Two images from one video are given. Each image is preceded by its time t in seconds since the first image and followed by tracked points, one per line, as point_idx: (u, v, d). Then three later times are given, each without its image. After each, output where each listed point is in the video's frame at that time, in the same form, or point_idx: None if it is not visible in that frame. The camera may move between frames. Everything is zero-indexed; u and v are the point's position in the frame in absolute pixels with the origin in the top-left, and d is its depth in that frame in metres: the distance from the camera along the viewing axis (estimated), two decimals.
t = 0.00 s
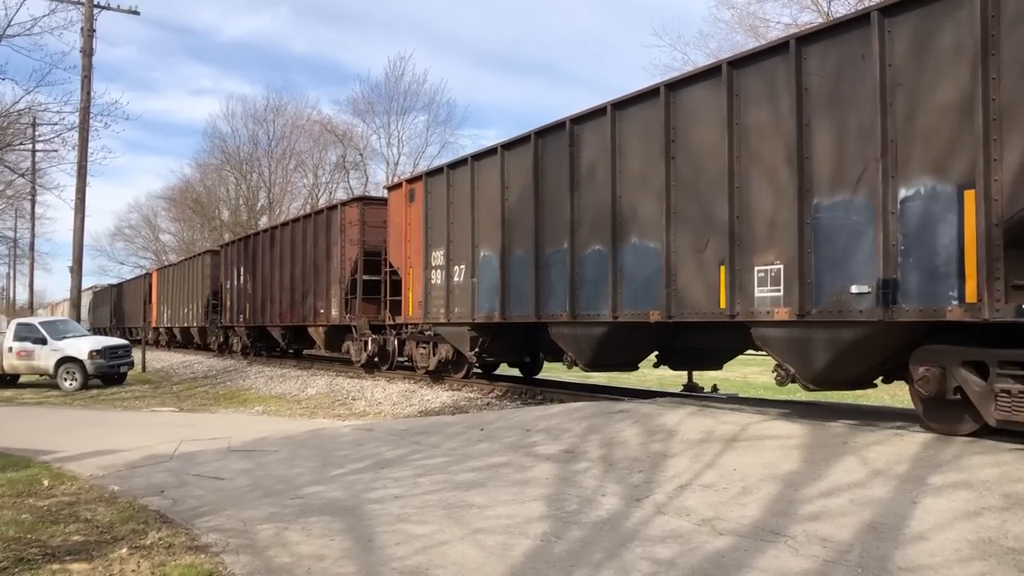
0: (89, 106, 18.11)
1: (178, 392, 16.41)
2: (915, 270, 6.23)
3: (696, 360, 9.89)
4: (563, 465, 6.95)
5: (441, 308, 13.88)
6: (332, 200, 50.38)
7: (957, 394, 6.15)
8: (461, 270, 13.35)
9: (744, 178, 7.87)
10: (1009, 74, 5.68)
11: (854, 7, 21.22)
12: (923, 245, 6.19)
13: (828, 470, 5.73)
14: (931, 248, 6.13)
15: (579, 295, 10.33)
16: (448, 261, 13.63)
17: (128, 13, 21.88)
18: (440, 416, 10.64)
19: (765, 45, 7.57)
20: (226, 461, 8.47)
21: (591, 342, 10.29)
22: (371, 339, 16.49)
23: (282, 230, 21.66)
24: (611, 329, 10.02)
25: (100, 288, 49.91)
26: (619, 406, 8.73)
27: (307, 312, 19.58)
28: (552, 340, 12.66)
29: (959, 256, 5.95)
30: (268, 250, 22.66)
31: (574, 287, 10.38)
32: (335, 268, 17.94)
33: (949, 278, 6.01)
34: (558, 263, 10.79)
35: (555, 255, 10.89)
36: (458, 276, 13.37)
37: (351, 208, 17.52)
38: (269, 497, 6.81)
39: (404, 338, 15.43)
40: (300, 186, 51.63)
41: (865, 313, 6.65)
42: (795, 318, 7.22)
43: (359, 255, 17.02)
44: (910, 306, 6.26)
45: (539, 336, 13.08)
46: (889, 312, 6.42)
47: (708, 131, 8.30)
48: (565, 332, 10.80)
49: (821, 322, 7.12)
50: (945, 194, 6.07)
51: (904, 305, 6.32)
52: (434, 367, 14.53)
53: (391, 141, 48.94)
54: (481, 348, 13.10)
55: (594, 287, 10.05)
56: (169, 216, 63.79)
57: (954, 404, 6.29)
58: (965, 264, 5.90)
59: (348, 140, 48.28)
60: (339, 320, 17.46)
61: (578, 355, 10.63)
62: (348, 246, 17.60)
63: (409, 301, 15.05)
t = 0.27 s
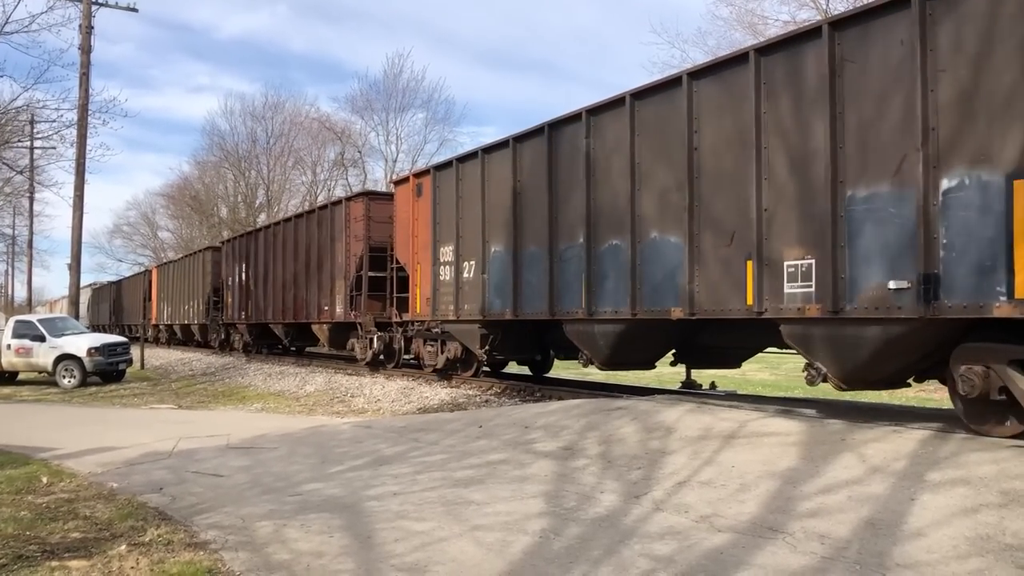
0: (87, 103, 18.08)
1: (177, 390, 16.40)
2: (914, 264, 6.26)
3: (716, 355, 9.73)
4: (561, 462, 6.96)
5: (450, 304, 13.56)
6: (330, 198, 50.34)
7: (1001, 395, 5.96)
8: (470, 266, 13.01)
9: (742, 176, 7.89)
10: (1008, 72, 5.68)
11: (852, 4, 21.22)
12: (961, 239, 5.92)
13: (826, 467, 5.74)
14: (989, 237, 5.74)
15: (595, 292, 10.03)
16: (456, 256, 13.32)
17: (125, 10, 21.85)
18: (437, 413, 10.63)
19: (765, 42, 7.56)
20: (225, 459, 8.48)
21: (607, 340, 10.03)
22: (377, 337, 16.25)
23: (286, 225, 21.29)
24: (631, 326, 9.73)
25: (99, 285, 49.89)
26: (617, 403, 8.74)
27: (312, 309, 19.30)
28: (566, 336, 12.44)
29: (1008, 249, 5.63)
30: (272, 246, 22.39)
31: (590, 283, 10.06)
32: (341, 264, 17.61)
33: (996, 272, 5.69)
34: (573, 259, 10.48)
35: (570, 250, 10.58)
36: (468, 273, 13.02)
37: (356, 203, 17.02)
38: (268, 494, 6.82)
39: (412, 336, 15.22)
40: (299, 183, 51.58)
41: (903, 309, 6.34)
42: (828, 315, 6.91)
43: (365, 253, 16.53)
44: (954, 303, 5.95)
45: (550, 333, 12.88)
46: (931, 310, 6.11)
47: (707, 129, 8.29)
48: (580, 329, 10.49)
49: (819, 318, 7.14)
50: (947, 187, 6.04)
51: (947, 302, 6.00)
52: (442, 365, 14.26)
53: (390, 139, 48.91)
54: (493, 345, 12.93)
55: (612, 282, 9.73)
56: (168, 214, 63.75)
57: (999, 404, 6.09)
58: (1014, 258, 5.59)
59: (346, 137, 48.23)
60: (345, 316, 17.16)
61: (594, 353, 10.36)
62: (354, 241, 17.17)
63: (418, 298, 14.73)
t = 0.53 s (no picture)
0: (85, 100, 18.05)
1: (175, 387, 16.39)
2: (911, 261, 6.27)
3: (738, 354, 9.39)
4: (560, 459, 6.96)
5: (460, 301, 13.29)
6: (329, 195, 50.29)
7: None
8: (481, 262, 12.72)
9: (741, 174, 7.88)
10: (1007, 73, 5.67)
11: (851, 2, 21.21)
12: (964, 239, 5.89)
13: (825, 464, 5.74)
14: None
15: (612, 288, 9.71)
16: (467, 252, 13.04)
17: (124, 7, 21.84)
18: (436, 410, 10.63)
19: (764, 40, 7.54)
20: (223, 456, 8.47)
21: (626, 337, 9.68)
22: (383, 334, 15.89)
23: (288, 221, 21.12)
24: (650, 324, 9.40)
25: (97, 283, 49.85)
26: (616, 401, 8.74)
27: (314, 306, 19.08)
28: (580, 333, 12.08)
29: None
30: (274, 243, 22.25)
31: (607, 280, 9.73)
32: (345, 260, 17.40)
33: None
34: (589, 254, 10.12)
35: (585, 245, 10.22)
36: (479, 269, 12.74)
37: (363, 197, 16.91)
38: (267, 492, 6.81)
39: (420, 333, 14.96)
40: (297, 181, 51.53)
41: (945, 306, 6.01)
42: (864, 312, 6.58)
43: (371, 248, 16.22)
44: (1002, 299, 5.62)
45: (564, 330, 12.57)
46: (977, 306, 5.77)
47: (720, 123, 8.13)
48: (598, 327, 10.14)
49: (817, 315, 7.15)
50: (946, 185, 6.03)
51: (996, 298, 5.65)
52: (450, 363, 14.20)
53: (389, 136, 48.86)
54: (504, 343, 12.66)
55: (631, 277, 9.36)
56: (166, 212, 63.70)
57: None
58: None
59: (344, 135, 48.17)
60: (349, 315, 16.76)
61: (611, 351, 10.02)
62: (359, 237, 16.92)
63: (426, 295, 14.49)
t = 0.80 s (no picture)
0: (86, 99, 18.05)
1: (176, 386, 16.39)
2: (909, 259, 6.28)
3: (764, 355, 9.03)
4: (560, 458, 6.96)
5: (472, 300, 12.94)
6: (329, 194, 50.29)
7: None
8: (493, 259, 12.34)
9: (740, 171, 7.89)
10: (1007, 71, 5.67)
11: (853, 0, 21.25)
12: (962, 238, 5.92)
13: (825, 463, 5.74)
14: None
15: (632, 286, 9.36)
16: (479, 250, 12.68)
17: (124, 6, 21.81)
18: (436, 409, 10.63)
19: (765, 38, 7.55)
20: (224, 455, 8.47)
21: (648, 338, 9.31)
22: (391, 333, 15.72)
23: (292, 218, 20.84)
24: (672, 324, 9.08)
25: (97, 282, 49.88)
26: (617, 400, 8.74)
27: (321, 305, 18.80)
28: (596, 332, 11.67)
29: None
30: (277, 241, 22.06)
31: (626, 278, 9.37)
32: (352, 258, 17.10)
33: None
34: (608, 252, 9.79)
35: (604, 242, 9.89)
36: (491, 267, 12.38)
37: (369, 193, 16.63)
38: (268, 490, 6.82)
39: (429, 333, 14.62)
40: (297, 180, 51.53)
41: (996, 303, 5.72)
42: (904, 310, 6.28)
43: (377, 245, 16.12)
44: None
45: (579, 328, 12.15)
46: None
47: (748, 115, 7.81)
48: (617, 326, 9.79)
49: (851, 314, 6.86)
50: (969, 180, 5.88)
51: None
52: (461, 364, 13.88)
53: (389, 135, 48.82)
54: (517, 343, 12.25)
55: (653, 275, 9.04)
56: (166, 211, 63.72)
57: None
58: None
59: (345, 134, 48.18)
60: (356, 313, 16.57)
61: (631, 351, 9.68)
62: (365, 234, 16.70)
63: (436, 293, 14.18)
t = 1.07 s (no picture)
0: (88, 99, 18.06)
1: (177, 386, 16.39)
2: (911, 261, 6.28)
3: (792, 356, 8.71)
4: (561, 459, 6.96)
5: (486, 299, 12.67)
6: (330, 195, 50.32)
7: None
8: (508, 258, 12.03)
9: (742, 172, 7.88)
10: (1008, 72, 5.66)
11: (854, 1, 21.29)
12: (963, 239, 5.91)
13: (826, 464, 5.74)
14: None
15: (654, 286, 9.04)
16: (493, 248, 12.37)
17: (127, 6, 21.84)
18: (437, 409, 10.63)
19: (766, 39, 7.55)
20: (225, 455, 8.48)
21: (672, 340, 8.96)
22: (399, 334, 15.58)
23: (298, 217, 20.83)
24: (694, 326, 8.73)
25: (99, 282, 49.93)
26: (618, 400, 8.74)
27: (328, 305, 18.71)
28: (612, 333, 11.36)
29: None
30: (282, 240, 21.99)
31: (648, 277, 9.06)
32: (360, 257, 17.07)
33: None
34: (628, 250, 9.45)
35: (624, 240, 9.55)
36: (505, 266, 12.07)
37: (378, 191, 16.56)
38: (269, 490, 6.82)
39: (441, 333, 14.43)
40: (299, 180, 51.57)
41: None
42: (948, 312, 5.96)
43: (387, 244, 16.06)
44: None
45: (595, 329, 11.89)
46: None
47: (779, 107, 7.48)
48: (638, 327, 9.44)
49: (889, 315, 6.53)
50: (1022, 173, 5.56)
51: None
52: (472, 365, 13.68)
53: (391, 135, 48.86)
54: (530, 343, 12.00)
55: (676, 274, 8.71)
56: (168, 211, 63.80)
57: None
58: None
59: (347, 134, 48.22)
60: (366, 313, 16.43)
61: (652, 353, 9.34)
62: (375, 233, 16.63)
63: (448, 293, 13.96)
